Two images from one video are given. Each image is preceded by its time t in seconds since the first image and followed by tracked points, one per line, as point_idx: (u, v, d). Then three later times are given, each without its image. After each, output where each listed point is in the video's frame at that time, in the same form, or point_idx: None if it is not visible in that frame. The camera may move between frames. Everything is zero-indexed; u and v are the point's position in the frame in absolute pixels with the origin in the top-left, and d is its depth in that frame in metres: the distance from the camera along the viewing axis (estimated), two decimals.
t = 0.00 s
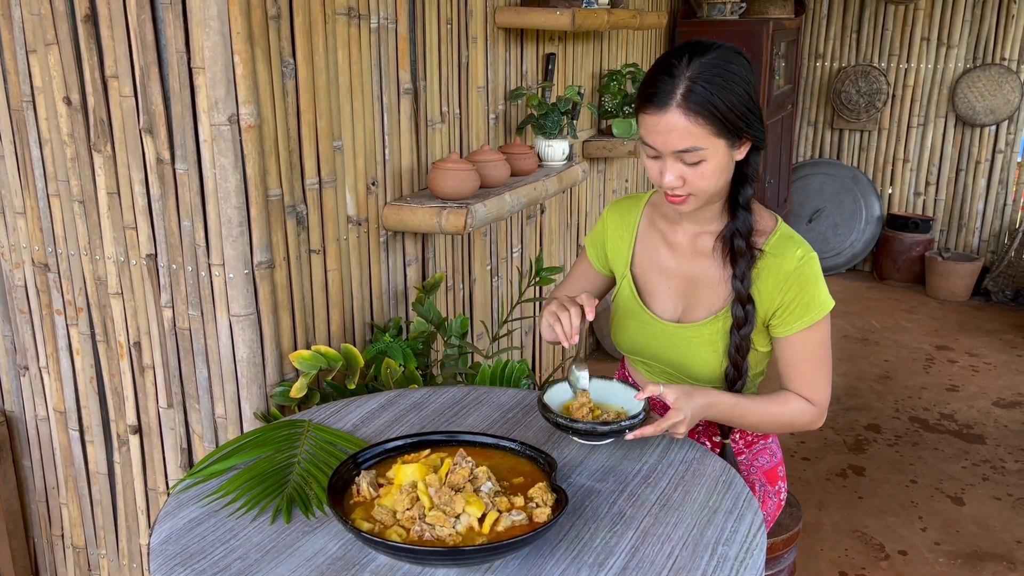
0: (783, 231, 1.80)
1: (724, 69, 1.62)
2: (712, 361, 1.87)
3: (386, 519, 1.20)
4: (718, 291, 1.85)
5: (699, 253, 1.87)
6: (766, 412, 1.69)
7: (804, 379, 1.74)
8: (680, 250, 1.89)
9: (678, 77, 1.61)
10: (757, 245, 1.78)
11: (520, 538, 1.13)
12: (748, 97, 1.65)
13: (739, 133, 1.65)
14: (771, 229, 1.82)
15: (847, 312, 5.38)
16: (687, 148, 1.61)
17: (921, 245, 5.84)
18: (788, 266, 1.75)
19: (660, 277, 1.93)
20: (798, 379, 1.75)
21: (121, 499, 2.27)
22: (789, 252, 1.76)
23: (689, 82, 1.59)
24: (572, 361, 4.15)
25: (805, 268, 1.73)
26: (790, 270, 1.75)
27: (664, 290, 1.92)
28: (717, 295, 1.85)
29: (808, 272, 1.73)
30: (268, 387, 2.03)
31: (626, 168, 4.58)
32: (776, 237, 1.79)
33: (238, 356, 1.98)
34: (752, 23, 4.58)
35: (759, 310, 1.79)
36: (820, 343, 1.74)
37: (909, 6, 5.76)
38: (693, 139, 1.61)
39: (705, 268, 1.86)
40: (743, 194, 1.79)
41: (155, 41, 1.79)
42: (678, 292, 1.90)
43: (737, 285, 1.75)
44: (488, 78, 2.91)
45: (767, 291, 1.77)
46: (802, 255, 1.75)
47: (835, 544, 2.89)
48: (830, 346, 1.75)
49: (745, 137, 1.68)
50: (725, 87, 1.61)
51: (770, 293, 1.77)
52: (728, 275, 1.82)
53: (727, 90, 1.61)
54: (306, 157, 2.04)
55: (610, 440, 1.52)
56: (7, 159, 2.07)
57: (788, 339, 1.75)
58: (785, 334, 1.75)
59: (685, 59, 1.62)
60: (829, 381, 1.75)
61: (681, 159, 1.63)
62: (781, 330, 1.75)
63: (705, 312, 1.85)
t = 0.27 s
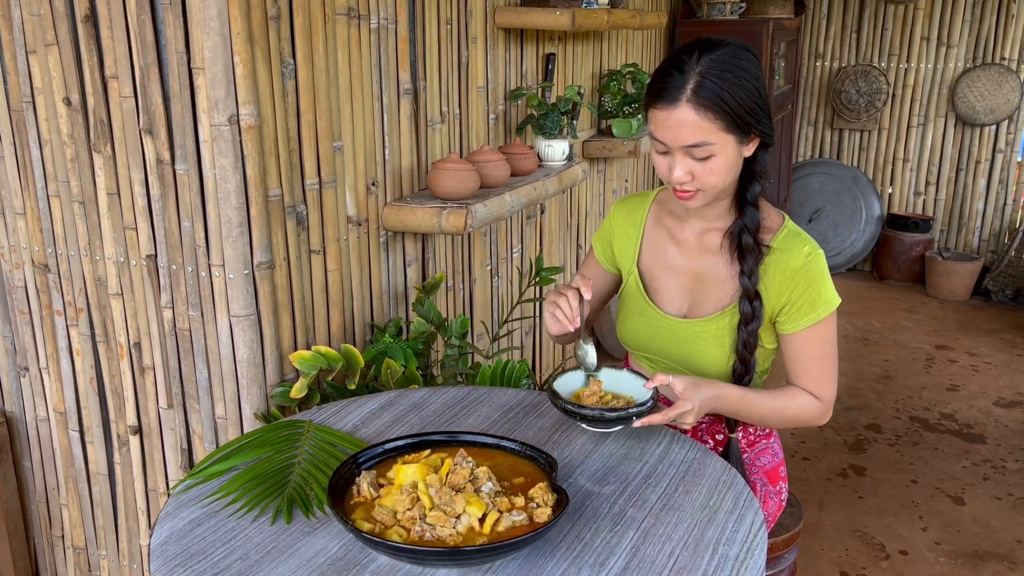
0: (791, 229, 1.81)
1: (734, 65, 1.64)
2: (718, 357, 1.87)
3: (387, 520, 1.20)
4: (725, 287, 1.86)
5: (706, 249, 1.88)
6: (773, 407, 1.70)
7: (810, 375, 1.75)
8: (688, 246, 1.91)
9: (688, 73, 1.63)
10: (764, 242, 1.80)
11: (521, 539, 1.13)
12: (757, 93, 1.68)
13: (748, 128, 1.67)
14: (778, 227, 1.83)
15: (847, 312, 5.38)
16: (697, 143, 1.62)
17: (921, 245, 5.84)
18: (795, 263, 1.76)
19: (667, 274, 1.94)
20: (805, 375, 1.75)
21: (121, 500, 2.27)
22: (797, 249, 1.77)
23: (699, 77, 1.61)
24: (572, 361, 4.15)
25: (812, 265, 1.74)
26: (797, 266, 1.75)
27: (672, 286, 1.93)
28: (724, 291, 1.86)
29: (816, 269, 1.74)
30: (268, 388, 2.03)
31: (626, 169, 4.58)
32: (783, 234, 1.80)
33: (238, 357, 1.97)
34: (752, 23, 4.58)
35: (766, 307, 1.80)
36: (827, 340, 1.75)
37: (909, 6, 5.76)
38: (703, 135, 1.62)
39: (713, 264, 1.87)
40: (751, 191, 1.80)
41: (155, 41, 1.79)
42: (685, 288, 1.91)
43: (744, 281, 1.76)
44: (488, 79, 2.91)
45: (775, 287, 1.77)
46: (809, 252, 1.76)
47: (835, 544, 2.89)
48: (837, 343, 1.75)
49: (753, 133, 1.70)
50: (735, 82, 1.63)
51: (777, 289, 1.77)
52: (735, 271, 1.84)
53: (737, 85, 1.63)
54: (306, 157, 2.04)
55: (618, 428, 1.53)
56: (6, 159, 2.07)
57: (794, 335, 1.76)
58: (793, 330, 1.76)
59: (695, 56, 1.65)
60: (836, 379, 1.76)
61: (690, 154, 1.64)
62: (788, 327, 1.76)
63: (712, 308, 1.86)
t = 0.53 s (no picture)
0: (792, 228, 1.81)
1: (739, 64, 1.65)
2: (719, 354, 1.88)
3: (387, 520, 1.20)
4: (726, 285, 1.86)
5: (708, 247, 1.89)
6: (775, 405, 1.70)
7: (812, 373, 1.75)
8: (690, 244, 1.91)
9: (694, 72, 1.63)
10: (767, 240, 1.80)
11: (521, 539, 1.13)
12: (762, 93, 1.68)
13: (753, 127, 1.67)
14: (780, 226, 1.83)
15: (847, 312, 5.38)
16: (702, 142, 1.62)
17: (921, 245, 5.84)
18: (797, 261, 1.76)
19: (668, 272, 1.94)
20: (807, 374, 1.75)
21: (121, 501, 2.27)
22: (799, 247, 1.77)
23: (705, 77, 1.62)
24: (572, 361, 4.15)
25: (814, 263, 1.75)
26: (799, 264, 1.76)
27: (674, 284, 1.93)
28: (726, 289, 1.86)
29: (818, 267, 1.74)
30: (268, 388, 2.03)
31: (625, 168, 4.58)
32: (785, 233, 1.80)
33: (238, 357, 1.98)
34: (751, 23, 4.58)
35: (767, 305, 1.80)
36: (830, 339, 1.74)
37: (908, 6, 5.76)
38: (708, 133, 1.62)
39: (715, 262, 1.88)
40: (754, 189, 1.80)
41: (155, 42, 1.79)
42: (687, 286, 1.91)
43: (746, 279, 1.76)
44: (487, 79, 2.91)
45: (777, 286, 1.77)
46: (811, 251, 1.76)
47: (835, 544, 2.89)
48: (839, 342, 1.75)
49: (757, 132, 1.70)
50: (740, 81, 1.64)
51: (779, 287, 1.77)
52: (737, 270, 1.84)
53: (742, 85, 1.64)
54: (306, 157, 2.04)
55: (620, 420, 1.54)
56: (6, 160, 2.07)
57: (796, 334, 1.76)
58: (795, 329, 1.76)
59: (700, 55, 1.65)
60: (839, 378, 1.76)
61: (695, 153, 1.64)
62: (790, 326, 1.77)
63: (713, 305, 1.87)
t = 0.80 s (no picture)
0: (790, 229, 1.82)
1: (737, 66, 1.65)
2: (716, 355, 1.88)
3: (386, 520, 1.20)
4: (723, 286, 1.87)
5: (706, 248, 1.89)
6: (772, 406, 1.70)
7: (809, 374, 1.75)
8: (688, 244, 1.91)
9: (693, 73, 1.63)
10: (764, 241, 1.80)
11: (520, 538, 1.14)
12: (760, 94, 1.68)
13: (752, 128, 1.67)
14: (779, 227, 1.83)
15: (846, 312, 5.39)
16: (701, 143, 1.62)
17: (920, 245, 5.85)
18: (794, 262, 1.76)
19: (667, 272, 1.94)
20: (804, 375, 1.76)
21: (121, 502, 2.27)
22: (796, 248, 1.77)
23: (703, 78, 1.62)
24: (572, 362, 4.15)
25: (811, 265, 1.75)
26: (796, 266, 1.76)
27: (672, 284, 1.94)
28: (723, 289, 1.87)
29: (814, 268, 1.74)
30: (268, 389, 2.04)
31: (625, 169, 4.59)
32: (783, 234, 1.81)
33: (238, 358, 1.98)
34: (750, 23, 4.58)
35: (764, 306, 1.81)
36: (827, 340, 1.75)
37: (907, 6, 5.77)
38: (707, 135, 1.62)
39: (713, 262, 1.88)
40: (752, 190, 1.80)
41: (154, 43, 1.79)
42: (685, 286, 1.92)
43: (744, 280, 1.77)
44: (487, 80, 2.92)
45: (773, 286, 1.78)
46: (808, 252, 1.76)
47: (835, 544, 2.90)
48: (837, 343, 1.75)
49: (756, 133, 1.70)
50: (738, 82, 1.64)
51: (776, 288, 1.78)
52: (734, 270, 1.84)
53: (741, 86, 1.64)
54: (305, 158, 2.04)
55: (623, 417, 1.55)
56: (6, 161, 2.07)
57: (794, 334, 1.76)
58: (792, 330, 1.76)
59: (699, 56, 1.65)
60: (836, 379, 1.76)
61: (694, 154, 1.64)
62: (787, 326, 1.77)
63: (711, 306, 1.87)
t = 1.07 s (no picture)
0: (790, 229, 1.82)
1: (736, 67, 1.66)
2: (716, 355, 1.88)
3: (386, 520, 1.21)
4: (722, 286, 1.87)
5: (705, 248, 1.90)
6: (771, 405, 1.71)
7: (807, 373, 1.76)
8: (687, 245, 1.92)
9: (692, 74, 1.64)
10: (764, 241, 1.81)
11: (519, 538, 1.14)
12: (759, 95, 1.69)
13: (751, 129, 1.68)
14: (778, 227, 1.84)
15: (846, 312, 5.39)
16: (700, 143, 1.63)
17: (919, 245, 5.86)
18: (794, 262, 1.77)
19: (666, 272, 1.95)
20: (802, 374, 1.76)
21: (121, 502, 2.27)
22: (795, 248, 1.78)
23: (703, 79, 1.62)
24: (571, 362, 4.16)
25: (810, 265, 1.75)
26: (796, 265, 1.76)
27: (672, 284, 1.94)
28: (722, 289, 1.87)
29: (814, 268, 1.75)
30: (268, 389, 2.04)
31: (624, 170, 4.59)
32: (782, 234, 1.81)
33: (238, 359, 1.98)
34: (749, 24, 4.59)
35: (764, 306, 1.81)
36: (825, 339, 1.75)
37: (906, 7, 5.78)
38: (706, 136, 1.63)
39: (712, 263, 1.89)
40: (752, 191, 1.81)
41: (154, 44, 1.80)
42: (684, 286, 1.92)
43: (744, 281, 1.77)
44: (486, 81, 2.92)
45: (773, 286, 1.78)
46: (807, 252, 1.77)
47: (834, 544, 2.90)
48: (835, 342, 1.76)
49: (756, 134, 1.71)
50: (737, 83, 1.64)
51: (775, 287, 1.78)
52: (734, 271, 1.85)
53: (740, 87, 1.65)
54: (305, 159, 2.05)
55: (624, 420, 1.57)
56: (6, 162, 2.08)
57: (793, 335, 1.77)
58: (790, 330, 1.77)
59: (698, 57, 1.66)
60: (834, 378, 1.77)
61: (693, 155, 1.65)
62: (786, 326, 1.77)
63: (710, 306, 1.87)
